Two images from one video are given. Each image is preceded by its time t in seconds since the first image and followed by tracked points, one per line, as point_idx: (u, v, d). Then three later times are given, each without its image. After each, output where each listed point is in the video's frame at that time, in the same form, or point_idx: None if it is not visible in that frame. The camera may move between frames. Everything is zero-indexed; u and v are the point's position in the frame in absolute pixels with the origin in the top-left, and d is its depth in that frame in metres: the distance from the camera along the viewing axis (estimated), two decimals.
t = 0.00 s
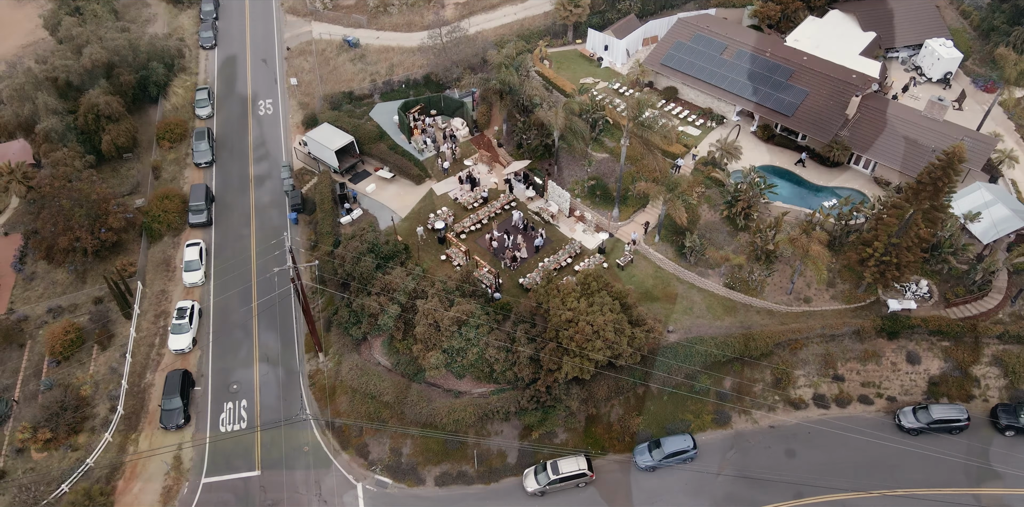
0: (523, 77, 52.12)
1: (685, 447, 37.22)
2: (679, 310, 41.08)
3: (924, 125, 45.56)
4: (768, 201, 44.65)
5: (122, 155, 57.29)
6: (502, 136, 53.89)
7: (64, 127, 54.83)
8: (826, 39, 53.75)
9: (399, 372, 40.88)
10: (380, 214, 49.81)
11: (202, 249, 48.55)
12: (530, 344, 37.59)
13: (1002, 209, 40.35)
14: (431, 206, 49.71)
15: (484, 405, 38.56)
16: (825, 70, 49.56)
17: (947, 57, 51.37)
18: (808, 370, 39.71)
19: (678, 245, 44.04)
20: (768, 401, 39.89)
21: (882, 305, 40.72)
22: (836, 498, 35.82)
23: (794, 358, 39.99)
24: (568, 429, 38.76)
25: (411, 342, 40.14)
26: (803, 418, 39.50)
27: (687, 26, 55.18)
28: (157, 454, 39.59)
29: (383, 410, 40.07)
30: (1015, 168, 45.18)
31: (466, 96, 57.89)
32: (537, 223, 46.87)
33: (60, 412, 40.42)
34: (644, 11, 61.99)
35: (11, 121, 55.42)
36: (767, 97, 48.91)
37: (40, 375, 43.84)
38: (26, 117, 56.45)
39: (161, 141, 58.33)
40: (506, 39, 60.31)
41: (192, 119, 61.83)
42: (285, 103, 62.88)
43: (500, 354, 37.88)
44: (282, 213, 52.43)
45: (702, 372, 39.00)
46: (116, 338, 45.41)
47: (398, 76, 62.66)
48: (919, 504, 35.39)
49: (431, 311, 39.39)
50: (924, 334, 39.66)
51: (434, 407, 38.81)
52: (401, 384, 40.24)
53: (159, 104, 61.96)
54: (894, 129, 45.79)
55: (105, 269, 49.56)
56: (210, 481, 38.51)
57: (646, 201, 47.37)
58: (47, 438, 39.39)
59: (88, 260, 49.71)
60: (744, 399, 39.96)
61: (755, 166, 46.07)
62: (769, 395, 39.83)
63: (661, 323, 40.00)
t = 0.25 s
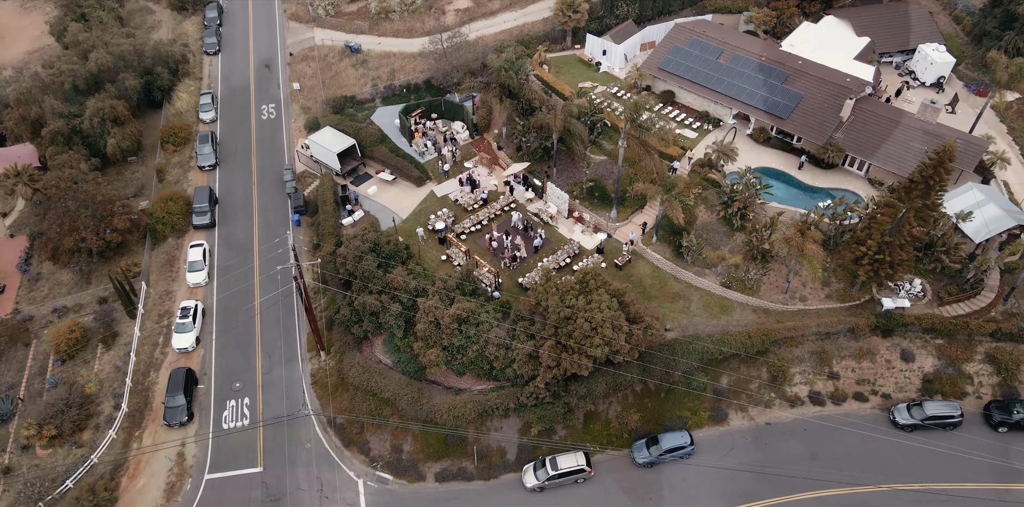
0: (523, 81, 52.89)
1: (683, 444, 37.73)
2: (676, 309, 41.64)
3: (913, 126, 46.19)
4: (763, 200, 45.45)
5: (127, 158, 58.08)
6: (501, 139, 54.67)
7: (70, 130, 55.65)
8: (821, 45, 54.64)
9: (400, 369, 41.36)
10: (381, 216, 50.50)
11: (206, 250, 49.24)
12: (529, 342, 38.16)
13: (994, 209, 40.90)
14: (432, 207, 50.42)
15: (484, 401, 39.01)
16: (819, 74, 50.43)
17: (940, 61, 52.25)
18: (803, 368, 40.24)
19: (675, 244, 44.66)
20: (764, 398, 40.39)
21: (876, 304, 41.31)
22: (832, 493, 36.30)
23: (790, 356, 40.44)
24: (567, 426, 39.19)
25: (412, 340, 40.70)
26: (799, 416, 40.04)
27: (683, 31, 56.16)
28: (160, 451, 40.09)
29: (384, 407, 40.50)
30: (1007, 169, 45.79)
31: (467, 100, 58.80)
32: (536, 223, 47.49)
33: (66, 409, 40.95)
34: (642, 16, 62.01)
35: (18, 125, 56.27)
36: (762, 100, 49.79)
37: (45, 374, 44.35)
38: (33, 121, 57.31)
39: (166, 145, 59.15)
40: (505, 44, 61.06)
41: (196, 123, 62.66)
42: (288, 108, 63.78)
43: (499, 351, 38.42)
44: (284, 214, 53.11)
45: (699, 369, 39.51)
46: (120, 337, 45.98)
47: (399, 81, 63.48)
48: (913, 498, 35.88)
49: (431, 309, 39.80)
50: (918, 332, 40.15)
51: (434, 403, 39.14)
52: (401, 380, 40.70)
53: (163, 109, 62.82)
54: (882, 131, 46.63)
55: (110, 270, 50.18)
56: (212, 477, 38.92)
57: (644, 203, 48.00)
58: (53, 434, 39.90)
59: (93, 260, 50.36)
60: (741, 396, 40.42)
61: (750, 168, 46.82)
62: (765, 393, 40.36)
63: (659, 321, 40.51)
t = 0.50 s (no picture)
0: (523, 85, 53.75)
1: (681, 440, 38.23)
2: (673, 307, 42.20)
3: (908, 128, 46.68)
4: (758, 202, 46.08)
5: (132, 162, 58.84)
6: (501, 143, 55.42)
7: (76, 134, 56.39)
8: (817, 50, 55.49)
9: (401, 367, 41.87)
10: (383, 217, 51.19)
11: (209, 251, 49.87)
12: (528, 338, 38.57)
13: (985, 209, 41.50)
14: (432, 209, 51.11)
15: (484, 398, 39.46)
16: (813, 78, 51.36)
17: (933, 66, 53.11)
18: (799, 366, 40.73)
19: (672, 245, 45.29)
20: (760, 396, 40.87)
21: (871, 303, 41.89)
22: (828, 488, 36.69)
23: (786, 354, 40.98)
24: (566, 423, 39.65)
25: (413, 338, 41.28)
26: (795, 412, 40.51)
27: (680, 36, 57.11)
28: (163, 448, 40.53)
29: (385, 404, 41.00)
30: (998, 171, 46.54)
31: (467, 104, 59.47)
32: (536, 224, 48.11)
33: (71, 406, 41.46)
34: (639, 22, 62.41)
35: (24, 128, 57.04)
36: (757, 103, 50.67)
37: (50, 372, 44.81)
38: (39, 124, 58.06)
39: (170, 148, 59.90)
40: (505, 49, 61.87)
41: (200, 127, 63.45)
42: (290, 112, 64.63)
43: (499, 349, 38.99)
44: (287, 215, 53.77)
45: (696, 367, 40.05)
46: (124, 336, 46.51)
47: (400, 87, 64.36)
48: (907, 494, 36.24)
49: (432, 306, 40.34)
50: (911, 330, 40.77)
51: (434, 400, 39.56)
52: (402, 378, 41.18)
53: (167, 113, 63.61)
54: (876, 132, 47.22)
55: (115, 270, 50.78)
56: (215, 474, 39.37)
57: (642, 204, 48.68)
58: (57, 431, 40.36)
59: (98, 261, 51.01)
60: (737, 394, 40.90)
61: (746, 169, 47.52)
62: (762, 390, 40.89)
63: (656, 320, 41.04)
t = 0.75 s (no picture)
0: (522, 89, 54.54)
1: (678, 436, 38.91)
2: (671, 307, 42.76)
3: (901, 132, 47.74)
4: (754, 203, 46.89)
5: (136, 165, 59.62)
6: (501, 146, 56.18)
7: (82, 137, 57.19)
8: (812, 55, 56.30)
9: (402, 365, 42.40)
10: (384, 219, 51.86)
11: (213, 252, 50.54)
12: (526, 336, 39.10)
13: (977, 209, 42.25)
14: (433, 211, 51.79)
15: (484, 396, 40.02)
16: (809, 82, 52.14)
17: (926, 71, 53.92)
18: (795, 364, 41.27)
19: (670, 245, 45.93)
20: (757, 394, 41.37)
21: (865, 302, 42.49)
22: (823, 484, 37.13)
23: (781, 352, 41.52)
24: (565, 421, 40.16)
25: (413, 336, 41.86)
26: (791, 410, 41.01)
27: (677, 42, 57.97)
28: (167, 445, 41.05)
29: (386, 402, 41.52)
30: (991, 173, 47.22)
31: (467, 108, 60.23)
32: (535, 226, 48.72)
33: (76, 404, 42.02)
34: (637, 27, 63.11)
35: (31, 132, 57.87)
36: (753, 107, 51.42)
37: (55, 371, 45.34)
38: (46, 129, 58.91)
39: (174, 152, 60.70)
40: (505, 54, 62.68)
41: (204, 132, 64.26)
42: (293, 117, 65.42)
43: (498, 347, 39.55)
44: (289, 218, 54.50)
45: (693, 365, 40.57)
46: (129, 336, 47.08)
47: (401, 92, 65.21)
48: (902, 489, 36.66)
49: (433, 305, 40.90)
50: (905, 328, 41.35)
51: (434, 398, 40.04)
52: (403, 376, 41.71)
53: (172, 118, 64.45)
54: (872, 134, 47.93)
55: (119, 271, 51.44)
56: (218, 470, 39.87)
57: (639, 206, 49.38)
58: (63, 428, 40.89)
59: (103, 263, 51.68)
60: (734, 392, 41.39)
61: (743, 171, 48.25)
62: (758, 388, 41.40)
63: (654, 319, 41.58)
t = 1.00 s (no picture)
0: (522, 93, 55.42)
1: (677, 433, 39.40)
2: (668, 306, 43.42)
3: (895, 135, 48.43)
4: (750, 204, 47.51)
5: (141, 169, 60.38)
6: (501, 149, 56.98)
7: (87, 141, 57.98)
8: (807, 60, 57.18)
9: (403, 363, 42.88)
10: (385, 221, 52.52)
11: (216, 254, 51.23)
12: (525, 334, 39.71)
13: (969, 209, 42.92)
14: (434, 212, 52.48)
15: (484, 394, 40.51)
16: (804, 86, 53.01)
17: (919, 76, 54.75)
18: (790, 362, 41.86)
19: (667, 246, 46.61)
20: (753, 392, 41.92)
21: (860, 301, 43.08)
22: (818, 480, 37.60)
23: (777, 351, 42.13)
24: (564, 418, 40.71)
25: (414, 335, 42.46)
26: (787, 408, 41.54)
27: (674, 47, 58.92)
28: (171, 442, 41.53)
29: (387, 400, 42.05)
30: (983, 175, 47.93)
31: (467, 113, 61.07)
32: (534, 227, 49.38)
33: (81, 402, 42.55)
34: (635, 33, 64.03)
35: (37, 136, 58.71)
36: (749, 111, 52.25)
37: (60, 370, 45.90)
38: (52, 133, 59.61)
39: (178, 156, 61.47)
40: (505, 60, 63.59)
41: (207, 136, 65.10)
42: (295, 122, 66.24)
43: (498, 345, 40.15)
44: (292, 220, 55.18)
45: (690, 363, 41.21)
46: (133, 335, 47.64)
47: (402, 97, 66.12)
48: (896, 485, 37.11)
49: (433, 304, 41.49)
50: (899, 327, 41.95)
51: (435, 395, 40.62)
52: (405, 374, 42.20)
53: (176, 122, 65.32)
54: (866, 139, 48.78)
55: (124, 272, 52.09)
56: (221, 467, 40.32)
57: (637, 207, 50.15)
58: (68, 425, 41.40)
59: (107, 264, 52.35)
60: (731, 390, 41.92)
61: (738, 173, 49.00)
62: (754, 386, 41.94)
63: (652, 317, 42.15)
